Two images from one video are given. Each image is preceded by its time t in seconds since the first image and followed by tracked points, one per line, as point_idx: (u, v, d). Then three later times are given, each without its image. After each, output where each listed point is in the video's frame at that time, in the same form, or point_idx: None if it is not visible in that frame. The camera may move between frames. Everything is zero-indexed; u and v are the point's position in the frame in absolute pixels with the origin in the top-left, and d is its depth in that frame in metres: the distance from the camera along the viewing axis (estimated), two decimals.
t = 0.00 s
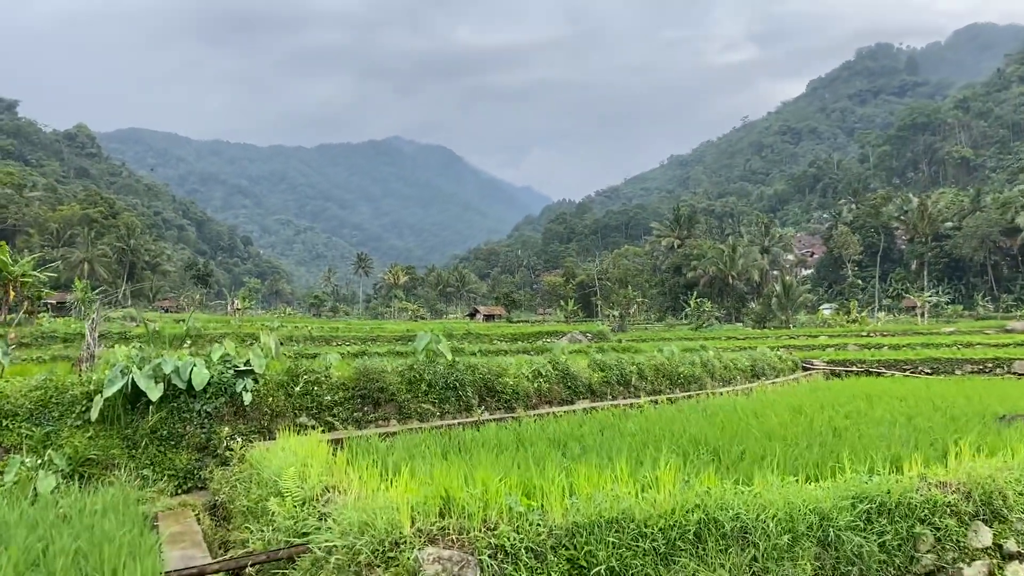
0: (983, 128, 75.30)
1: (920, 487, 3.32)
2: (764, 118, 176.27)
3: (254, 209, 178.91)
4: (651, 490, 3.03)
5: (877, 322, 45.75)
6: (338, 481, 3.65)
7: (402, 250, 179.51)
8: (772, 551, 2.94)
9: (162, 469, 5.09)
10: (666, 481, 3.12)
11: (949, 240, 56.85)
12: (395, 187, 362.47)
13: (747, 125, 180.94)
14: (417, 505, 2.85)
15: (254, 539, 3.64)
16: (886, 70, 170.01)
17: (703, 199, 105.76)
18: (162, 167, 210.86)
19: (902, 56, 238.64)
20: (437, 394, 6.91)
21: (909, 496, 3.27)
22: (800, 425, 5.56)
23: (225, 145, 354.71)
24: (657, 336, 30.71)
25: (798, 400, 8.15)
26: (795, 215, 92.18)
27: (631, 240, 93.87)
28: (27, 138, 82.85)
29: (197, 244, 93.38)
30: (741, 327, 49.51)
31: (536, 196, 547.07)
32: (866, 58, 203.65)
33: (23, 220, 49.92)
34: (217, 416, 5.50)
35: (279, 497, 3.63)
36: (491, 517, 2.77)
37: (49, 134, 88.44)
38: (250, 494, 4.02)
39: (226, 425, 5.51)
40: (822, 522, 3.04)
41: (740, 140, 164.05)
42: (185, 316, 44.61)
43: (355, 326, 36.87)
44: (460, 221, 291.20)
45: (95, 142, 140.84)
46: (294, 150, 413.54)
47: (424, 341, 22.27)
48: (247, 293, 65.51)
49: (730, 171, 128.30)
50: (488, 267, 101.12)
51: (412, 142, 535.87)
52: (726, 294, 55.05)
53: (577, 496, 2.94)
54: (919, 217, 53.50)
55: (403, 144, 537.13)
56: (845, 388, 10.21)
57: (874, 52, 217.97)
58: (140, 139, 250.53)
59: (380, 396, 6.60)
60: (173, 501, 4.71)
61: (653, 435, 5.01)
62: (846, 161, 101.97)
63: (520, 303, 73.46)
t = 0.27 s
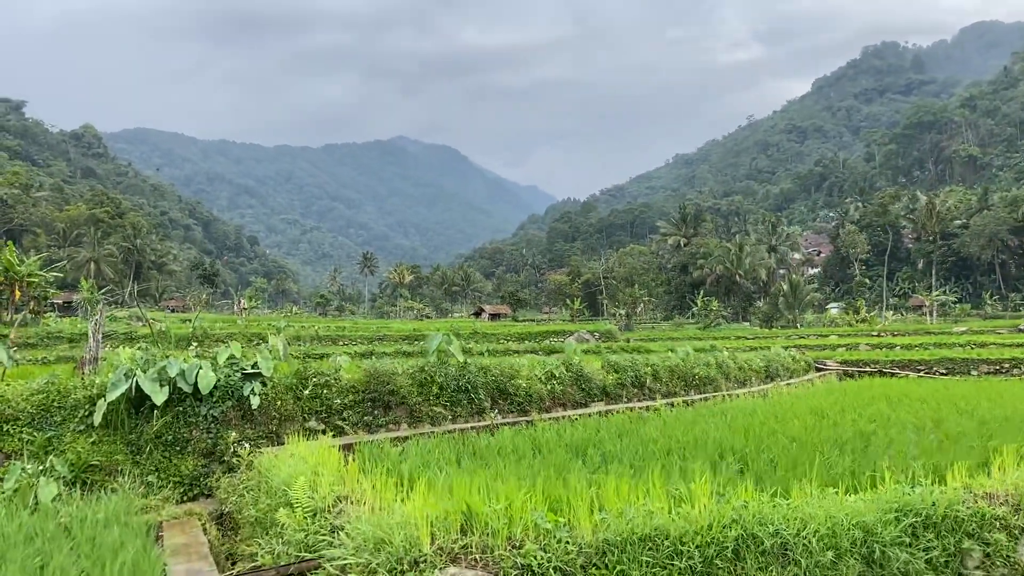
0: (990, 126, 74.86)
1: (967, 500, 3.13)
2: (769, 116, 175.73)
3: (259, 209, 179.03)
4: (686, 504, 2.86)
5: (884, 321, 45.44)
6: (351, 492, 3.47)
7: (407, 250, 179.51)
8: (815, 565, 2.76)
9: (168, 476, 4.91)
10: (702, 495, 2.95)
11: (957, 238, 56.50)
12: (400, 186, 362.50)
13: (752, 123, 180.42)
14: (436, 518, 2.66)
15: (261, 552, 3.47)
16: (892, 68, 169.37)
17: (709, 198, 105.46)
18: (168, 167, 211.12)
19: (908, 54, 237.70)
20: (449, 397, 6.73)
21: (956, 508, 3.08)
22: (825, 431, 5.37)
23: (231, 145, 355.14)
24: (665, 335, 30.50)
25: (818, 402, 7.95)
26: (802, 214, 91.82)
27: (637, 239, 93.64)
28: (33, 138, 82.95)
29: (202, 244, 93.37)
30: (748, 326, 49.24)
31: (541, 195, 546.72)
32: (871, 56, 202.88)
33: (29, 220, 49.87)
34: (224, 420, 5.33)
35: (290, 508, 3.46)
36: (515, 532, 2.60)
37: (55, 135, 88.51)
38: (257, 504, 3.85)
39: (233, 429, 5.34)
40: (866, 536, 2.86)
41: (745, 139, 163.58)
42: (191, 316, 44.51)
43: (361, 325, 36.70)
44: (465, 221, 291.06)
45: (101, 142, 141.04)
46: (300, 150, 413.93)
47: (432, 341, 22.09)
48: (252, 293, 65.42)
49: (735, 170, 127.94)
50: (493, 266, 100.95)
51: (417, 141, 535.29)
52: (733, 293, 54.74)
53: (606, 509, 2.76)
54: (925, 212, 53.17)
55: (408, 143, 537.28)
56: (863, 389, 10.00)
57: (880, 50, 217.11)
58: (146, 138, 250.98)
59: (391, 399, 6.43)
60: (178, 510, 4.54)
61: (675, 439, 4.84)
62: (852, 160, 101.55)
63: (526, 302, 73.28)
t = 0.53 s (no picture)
0: (997, 126, 74.40)
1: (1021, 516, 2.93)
2: (775, 117, 175.24)
3: (265, 211, 179.15)
4: (727, 522, 2.69)
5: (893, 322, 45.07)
6: (366, 505, 3.30)
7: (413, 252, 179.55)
8: None
9: (173, 484, 4.75)
10: (741, 511, 2.78)
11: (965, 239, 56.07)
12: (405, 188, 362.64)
13: (758, 124, 179.89)
14: (459, 535, 2.50)
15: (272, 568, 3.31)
16: (898, 69, 168.75)
17: (715, 199, 105.10)
18: (174, 170, 211.54)
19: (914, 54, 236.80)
20: (461, 402, 6.56)
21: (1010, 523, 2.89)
22: (854, 437, 5.18)
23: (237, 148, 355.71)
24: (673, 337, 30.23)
25: (838, 407, 7.74)
26: (808, 215, 91.43)
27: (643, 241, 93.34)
28: (40, 142, 83.03)
29: (208, 247, 93.32)
30: (755, 328, 48.90)
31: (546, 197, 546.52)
32: (877, 56, 202.17)
33: (35, 224, 49.82)
34: (231, 427, 5.17)
35: (302, 522, 3.29)
36: (543, 549, 2.44)
37: (62, 138, 88.60)
38: (268, 516, 3.68)
39: (240, 438, 5.17)
40: (916, 553, 2.68)
41: (751, 140, 163.12)
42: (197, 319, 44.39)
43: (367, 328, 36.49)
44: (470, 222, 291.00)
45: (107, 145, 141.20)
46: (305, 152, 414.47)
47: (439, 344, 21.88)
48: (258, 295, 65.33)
49: (741, 171, 127.54)
50: (499, 268, 100.74)
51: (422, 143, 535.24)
52: (741, 294, 54.42)
53: (641, 525, 2.59)
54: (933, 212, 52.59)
55: (413, 145, 537.62)
56: (882, 393, 9.78)
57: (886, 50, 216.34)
58: (152, 142, 251.38)
59: (402, 405, 6.25)
60: (184, 521, 4.37)
61: (701, 447, 4.66)
62: (859, 160, 101.10)
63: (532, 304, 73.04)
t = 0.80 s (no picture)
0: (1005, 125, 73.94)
1: None
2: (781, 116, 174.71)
3: (271, 212, 179.19)
4: (762, 534, 2.53)
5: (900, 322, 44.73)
6: (379, 515, 3.15)
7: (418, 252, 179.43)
8: None
9: (178, 490, 4.60)
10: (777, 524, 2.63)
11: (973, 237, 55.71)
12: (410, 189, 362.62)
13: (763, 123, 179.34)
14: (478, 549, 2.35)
15: None
16: (905, 67, 168.06)
17: (721, 198, 104.73)
18: (179, 171, 211.69)
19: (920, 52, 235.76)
20: (473, 404, 6.41)
21: None
22: (879, 440, 5.01)
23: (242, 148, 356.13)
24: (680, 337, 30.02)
25: (856, 408, 7.56)
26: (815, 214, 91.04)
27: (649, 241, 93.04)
28: (46, 143, 83.08)
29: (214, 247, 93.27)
30: (762, 327, 48.62)
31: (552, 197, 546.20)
32: (883, 55, 201.33)
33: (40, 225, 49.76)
34: (237, 432, 5.03)
35: (311, 531, 3.14)
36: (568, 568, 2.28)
37: (67, 139, 88.63)
38: (275, 526, 3.53)
39: (247, 443, 5.01)
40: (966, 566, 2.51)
41: (757, 139, 162.62)
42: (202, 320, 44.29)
43: (373, 329, 36.38)
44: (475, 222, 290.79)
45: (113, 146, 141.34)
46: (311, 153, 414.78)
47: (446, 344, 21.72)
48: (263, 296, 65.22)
49: (747, 170, 127.10)
50: (504, 268, 100.54)
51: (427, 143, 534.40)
52: (747, 294, 54.11)
53: (672, 538, 2.43)
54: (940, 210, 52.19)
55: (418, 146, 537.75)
56: (900, 394, 9.59)
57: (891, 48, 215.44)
58: (158, 143, 251.76)
59: (413, 408, 6.09)
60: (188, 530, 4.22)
61: (722, 451, 4.51)
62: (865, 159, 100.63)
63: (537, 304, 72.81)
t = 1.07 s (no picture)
0: (1006, 124, 73.72)
1: None
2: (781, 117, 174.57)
3: (271, 213, 179.07)
4: (796, 537, 2.35)
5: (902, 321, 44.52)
6: (383, 517, 2.98)
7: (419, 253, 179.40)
8: None
9: (172, 491, 4.43)
10: (808, 525, 2.46)
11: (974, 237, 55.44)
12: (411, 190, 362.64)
13: (764, 124, 179.14)
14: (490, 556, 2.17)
15: None
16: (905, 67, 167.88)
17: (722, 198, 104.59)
18: (180, 173, 211.64)
19: (920, 51, 235.46)
20: (477, 402, 6.24)
21: None
22: (900, 439, 4.83)
23: (243, 150, 356.17)
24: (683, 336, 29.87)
25: (868, 407, 7.37)
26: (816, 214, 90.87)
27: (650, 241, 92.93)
28: (47, 144, 83.03)
29: (214, 249, 93.17)
30: (764, 327, 48.42)
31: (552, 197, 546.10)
32: (883, 54, 201.08)
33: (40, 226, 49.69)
34: (234, 430, 4.87)
35: (309, 534, 2.96)
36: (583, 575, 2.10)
37: (68, 141, 88.57)
38: (270, 528, 3.35)
39: (244, 443, 4.84)
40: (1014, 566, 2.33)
41: (757, 139, 162.47)
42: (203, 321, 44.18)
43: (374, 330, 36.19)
44: (476, 223, 290.57)
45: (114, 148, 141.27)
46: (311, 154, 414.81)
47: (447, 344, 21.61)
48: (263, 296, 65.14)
49: (748, 171, 127.00)
50: (505, 269, 100.40)
51: (427, 144, 543.14)
52: (749, 294, 53.90)
53: (698, 545, 2.25)
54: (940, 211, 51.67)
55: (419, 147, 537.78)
56: (911, 391, 9.41)
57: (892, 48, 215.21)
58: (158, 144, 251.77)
59: (417, 405, 5.91)
60: (182, 532, 4.05)
61: (738, 449, 4.34)
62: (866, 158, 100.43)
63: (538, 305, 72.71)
